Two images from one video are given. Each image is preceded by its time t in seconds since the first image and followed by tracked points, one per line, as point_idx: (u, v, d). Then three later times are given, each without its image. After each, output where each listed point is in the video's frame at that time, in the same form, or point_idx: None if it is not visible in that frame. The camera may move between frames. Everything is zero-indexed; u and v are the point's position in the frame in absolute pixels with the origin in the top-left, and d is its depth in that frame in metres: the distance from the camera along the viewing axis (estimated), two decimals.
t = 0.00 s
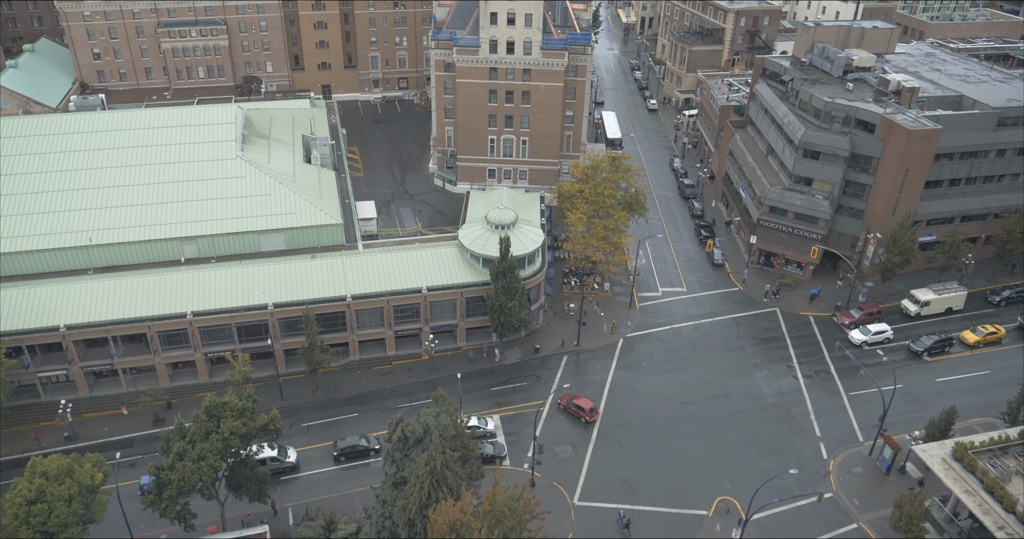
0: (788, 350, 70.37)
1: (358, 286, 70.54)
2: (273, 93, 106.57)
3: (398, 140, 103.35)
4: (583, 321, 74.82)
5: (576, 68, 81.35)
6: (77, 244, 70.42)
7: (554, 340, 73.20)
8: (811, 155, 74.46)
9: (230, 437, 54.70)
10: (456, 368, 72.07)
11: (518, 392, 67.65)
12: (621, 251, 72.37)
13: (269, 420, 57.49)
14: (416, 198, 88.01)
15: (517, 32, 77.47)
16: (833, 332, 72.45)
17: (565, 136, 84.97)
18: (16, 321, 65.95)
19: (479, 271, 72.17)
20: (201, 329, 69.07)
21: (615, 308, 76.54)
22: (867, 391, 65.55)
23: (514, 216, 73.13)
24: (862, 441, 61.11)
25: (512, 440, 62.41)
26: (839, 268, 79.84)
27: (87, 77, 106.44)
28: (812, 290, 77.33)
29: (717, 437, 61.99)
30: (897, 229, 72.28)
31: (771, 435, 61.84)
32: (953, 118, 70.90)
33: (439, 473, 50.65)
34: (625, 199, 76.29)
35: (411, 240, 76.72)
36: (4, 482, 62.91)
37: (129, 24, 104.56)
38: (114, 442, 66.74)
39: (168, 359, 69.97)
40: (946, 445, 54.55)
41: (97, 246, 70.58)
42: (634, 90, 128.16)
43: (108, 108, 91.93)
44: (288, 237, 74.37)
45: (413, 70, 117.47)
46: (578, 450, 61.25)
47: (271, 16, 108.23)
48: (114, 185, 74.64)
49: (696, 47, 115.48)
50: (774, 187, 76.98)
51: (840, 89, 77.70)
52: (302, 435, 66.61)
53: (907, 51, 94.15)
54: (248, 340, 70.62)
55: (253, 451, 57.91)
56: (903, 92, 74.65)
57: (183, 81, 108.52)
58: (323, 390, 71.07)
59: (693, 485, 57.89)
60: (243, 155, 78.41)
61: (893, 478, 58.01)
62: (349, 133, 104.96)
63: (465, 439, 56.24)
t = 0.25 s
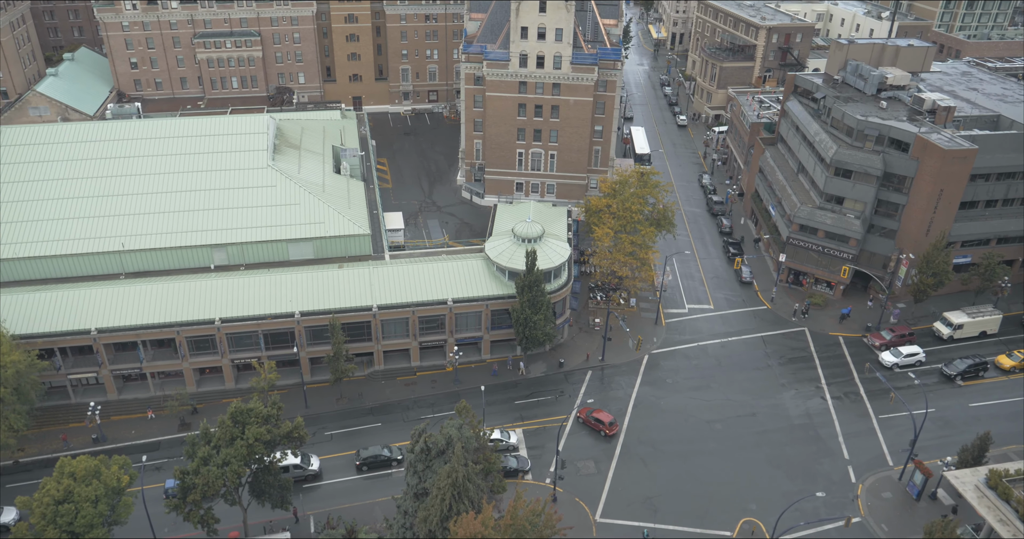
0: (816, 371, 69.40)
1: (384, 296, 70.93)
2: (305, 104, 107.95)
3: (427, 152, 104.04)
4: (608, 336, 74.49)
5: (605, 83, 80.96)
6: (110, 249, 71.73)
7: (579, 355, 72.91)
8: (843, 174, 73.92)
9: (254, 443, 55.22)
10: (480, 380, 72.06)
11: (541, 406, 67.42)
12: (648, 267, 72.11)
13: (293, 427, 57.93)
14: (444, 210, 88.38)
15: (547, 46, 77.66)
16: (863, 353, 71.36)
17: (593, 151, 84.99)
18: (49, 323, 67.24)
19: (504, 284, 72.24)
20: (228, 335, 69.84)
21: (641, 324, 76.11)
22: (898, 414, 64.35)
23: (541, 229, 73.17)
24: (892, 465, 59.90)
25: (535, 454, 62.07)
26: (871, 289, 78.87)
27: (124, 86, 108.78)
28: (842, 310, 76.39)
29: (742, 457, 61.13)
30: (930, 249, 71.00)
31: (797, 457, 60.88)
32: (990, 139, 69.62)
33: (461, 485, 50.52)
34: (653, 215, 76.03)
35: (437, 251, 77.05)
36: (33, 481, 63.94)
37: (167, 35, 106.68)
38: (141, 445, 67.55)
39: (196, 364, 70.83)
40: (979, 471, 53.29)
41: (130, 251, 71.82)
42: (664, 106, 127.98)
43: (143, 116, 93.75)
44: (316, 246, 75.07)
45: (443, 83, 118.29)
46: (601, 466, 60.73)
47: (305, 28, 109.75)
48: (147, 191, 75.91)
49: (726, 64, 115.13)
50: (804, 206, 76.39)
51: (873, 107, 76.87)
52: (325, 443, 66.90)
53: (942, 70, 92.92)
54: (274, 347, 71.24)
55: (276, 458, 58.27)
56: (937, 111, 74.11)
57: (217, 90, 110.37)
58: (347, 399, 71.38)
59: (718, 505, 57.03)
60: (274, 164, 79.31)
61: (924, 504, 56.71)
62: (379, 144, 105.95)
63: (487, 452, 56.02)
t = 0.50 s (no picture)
0: (847, 391, 68.30)
1: (412, 305, 71.26)
2: (336, 114, 109.21)
3: (456, 163, 104.57)
4: (635, 351, 74.03)
5: (636, 96, 80.95)
6: (143, 253, 72.91)
7: (605, 369, 72.51)
8: (877, 192, 73.09)
9: (280, 448, 55.65)
10: (504, 392, 71.99)
11: (566, 419, 67.10)
12: (676, 281, 71.70)
13: (318, 433, 58.27)
14: (472, 221, 88.66)
15: (579, 59, 77.80)
16: (895, 374, 70.14)
17: (622, 164, 84.81)
18: (82, 325, 68.44)
19: (531, 296, 72.23)
20: (256, 341, 70.58)
21: (668, 339, 75.56)
22: (930, 437, 63.05)
23: (569, 242, 73.13)
24: (924, 489, 58.60)
25: (559, 467, 61.69)
26: (904, 309, 77.59)
27: (161, 93, 111.00)
28: (874, 330, 75.22)
29: (769, 476, 60.22)
30: (965, 270, 69.90)
31: (826, 478, 59.82)
32: None
33: (483, 497, 50.34)
34: (682, 230, 75.58)
35: (465, 262, 77.30)
36: (62, 480, 64.99)
37: (203, 44, 108.72)
38: (168, 447, 68.40)
39: (224, 369, 71.62)
40: (1015, 498, 51.93)
41: (162, 256, 72.93)
42: (694, 120, 127.46)
43: (179, 123, 95.46)
44: (345, 254, 75.65)
45: (474, 94, 118.86)
46: (625, 482, 60.18)
47: (338, 39, 111.13)
48: (181, 197, 77.10)
49: (759, 79, 114.36)
50: (837, 223, 75.60)
51: (909, 124, 75.84)
52: (350, 450, 67.16)
53: (981, 88, 91.43)
54: (301, 354, 71.83)
55: (301, 464, 58.64)
56: (975, 128, 72.74)
57: (251, 99, 112.05)
58: (372, 407, 71.66)
59: (743, 525, 56.16)
60: (305, 173, 80.12)
61: (957, 530, 55.35)
62: (408, 154, 106.79)
63: (511, 464, 55.74)
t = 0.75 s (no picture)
0: (878, 412, 67.08)
1: (438, 315, 71.47)
2: (368, 123, 110.28)
3: (485, 174, 104.92)
4: (661, 366, 73.49)
5: (667, 110, 80.71)
6: (175, 258, 74.03)
7: (630, 383, 72.01)
8: (912, 210, 71.90)
9: (304, 455, 56.03)
10: (529, 404, 71.81)
11: (590, 433, 66.67)
12: (705, 296, 71.19)
13: (343, 441, 58.58)
14: (500, 232, 88.85)
15: (609, 72, 77.80)
16: (928, 396, 68.79)
17: (652, 178, 84.53)
18: (114, 327, 69.59)
19: (558, 308, 72.12)
20: (284, 347, 71.21)
21: (695, 355, 74.88)
22: (964, 462, 61.63)
23: (597, 254, 72.98)
24: (957, 515, 57.16)
25: (582, 481, 61.25)
26: (938, 329, 76.24)
27: (197, 101, 113.05)
28: (907, 350, 73.94)
29: (797, 497, 59.18)
30: (1003, 290, 67.88)
31: (856, 500, 58.65)
32: None
33: (506, 509, 50.15)
34: (711, 245, 75.03)
35: (492, 273, 77.44)
36: (91, 480, 65.94)
37: (239, 53, 110.54)
38: (195, 450, 69.12)
39: (251, 374, 72.33)
40: None
41: (194, 261, 73.98)
42: (725, 135, 126.75)
43: (213, 131, 97.04)
44: (372, 263, 76.17)
45: (504, 106, 119.26)
46: (649, 498, 59.53)
47: (371, 49, 112.32)
48: (213, 204, 78.23)
49: (792, 94, 113.50)
50: (869, 241, 74.60)
51: (945, 141, 74.61)
52: (373, 459, 67.31)
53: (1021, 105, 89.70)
54: (328, 361, 72.32)
55: (325, 471, 58.90)
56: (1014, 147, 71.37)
57: (284, 108, 113.57)
58: (396, 416, 71.82)
59: None
60: (335, 181, 80.88)
61: None
62: (438, 165, 107.42)
63: (534, 477, 55.37)
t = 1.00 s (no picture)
0: (911, 436, 65.73)
1: (465, 326, 71.57)
2: (399, 134, 111.25)
3: (514, 186, 105.13)
4: (689, 382, 72.78)
5: (699, 125, 80.24)
6: (207, 264, 75.07)
7: (657, 399, 71.40)
8: (949, 229, 70.59)
9: (330, 462, 56.32)
10: (554, 418, 71.50)
11: (616, 448, 66.14)
12: (734, 313, 70.57)
13: (368, 449, 58.76)
14: (528, 244, 88.91)
15: (641, 86, 77.69)
16: (964, 421, 67.29)
17: (682, 193, 84.09)
18: (146, 330, 70.72)
19: (585, 322, 71.88)
20: (312, 355, 71.77)
21: (724, 372, 74.04)
22: (1001, 489, 60.09)
23: (625, 269, 72.71)
24: None
25: (607, 497, 60.71)
26: (975, 353, 74.67)
27: (232, 110, 114.97)
28: (943, 373, 72.48)
29: (827, 520, 58.04)
30: None
31: (887, 525, 57.36)
32: None
33: (529, 523, 50.00)
34: (742, 261, 74.31)
35: (520, 285, 77.46)
36: (120, 480, 66.88)
37: (274, 64, 112.27)
38: (222, 455, 69.80)
39: (279, 381, 72.97)
40: None
41: (225, 267, 74.95)
42: (758, 150, 125.72)
43: (247, 139, 98.55)
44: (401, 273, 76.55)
45: (535, 118, 119.52)
46: (675, 516, 58.78)
47: (404, 61, 113.38)
48: (246, 211, 79.27)
49: (827, 110, 112.87)
50: (905, 260, 73.40)
51: (984, 160, 73.21)
52: (398, 468, 67.36)
53: None
54: (355, 369, 72.74)
55: (349, 479, 59.13)
56: None
57: (317, 117, 114.93)
58: (421, 426, 71.91)
59: None
60: (366, 191, 81.50)
61: None
62: (468, 176, 107.90)
63: (558, 491, 55.07)
